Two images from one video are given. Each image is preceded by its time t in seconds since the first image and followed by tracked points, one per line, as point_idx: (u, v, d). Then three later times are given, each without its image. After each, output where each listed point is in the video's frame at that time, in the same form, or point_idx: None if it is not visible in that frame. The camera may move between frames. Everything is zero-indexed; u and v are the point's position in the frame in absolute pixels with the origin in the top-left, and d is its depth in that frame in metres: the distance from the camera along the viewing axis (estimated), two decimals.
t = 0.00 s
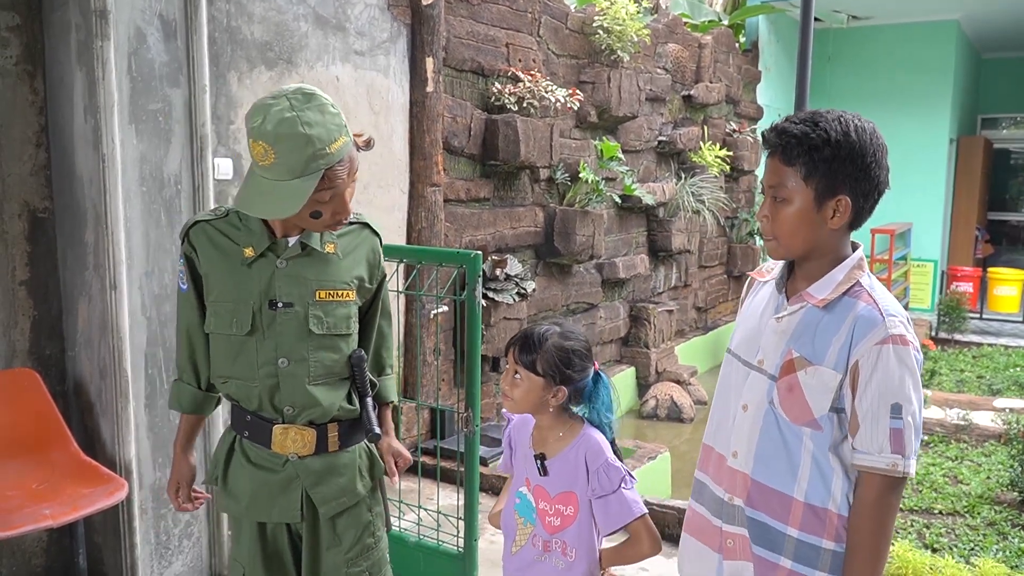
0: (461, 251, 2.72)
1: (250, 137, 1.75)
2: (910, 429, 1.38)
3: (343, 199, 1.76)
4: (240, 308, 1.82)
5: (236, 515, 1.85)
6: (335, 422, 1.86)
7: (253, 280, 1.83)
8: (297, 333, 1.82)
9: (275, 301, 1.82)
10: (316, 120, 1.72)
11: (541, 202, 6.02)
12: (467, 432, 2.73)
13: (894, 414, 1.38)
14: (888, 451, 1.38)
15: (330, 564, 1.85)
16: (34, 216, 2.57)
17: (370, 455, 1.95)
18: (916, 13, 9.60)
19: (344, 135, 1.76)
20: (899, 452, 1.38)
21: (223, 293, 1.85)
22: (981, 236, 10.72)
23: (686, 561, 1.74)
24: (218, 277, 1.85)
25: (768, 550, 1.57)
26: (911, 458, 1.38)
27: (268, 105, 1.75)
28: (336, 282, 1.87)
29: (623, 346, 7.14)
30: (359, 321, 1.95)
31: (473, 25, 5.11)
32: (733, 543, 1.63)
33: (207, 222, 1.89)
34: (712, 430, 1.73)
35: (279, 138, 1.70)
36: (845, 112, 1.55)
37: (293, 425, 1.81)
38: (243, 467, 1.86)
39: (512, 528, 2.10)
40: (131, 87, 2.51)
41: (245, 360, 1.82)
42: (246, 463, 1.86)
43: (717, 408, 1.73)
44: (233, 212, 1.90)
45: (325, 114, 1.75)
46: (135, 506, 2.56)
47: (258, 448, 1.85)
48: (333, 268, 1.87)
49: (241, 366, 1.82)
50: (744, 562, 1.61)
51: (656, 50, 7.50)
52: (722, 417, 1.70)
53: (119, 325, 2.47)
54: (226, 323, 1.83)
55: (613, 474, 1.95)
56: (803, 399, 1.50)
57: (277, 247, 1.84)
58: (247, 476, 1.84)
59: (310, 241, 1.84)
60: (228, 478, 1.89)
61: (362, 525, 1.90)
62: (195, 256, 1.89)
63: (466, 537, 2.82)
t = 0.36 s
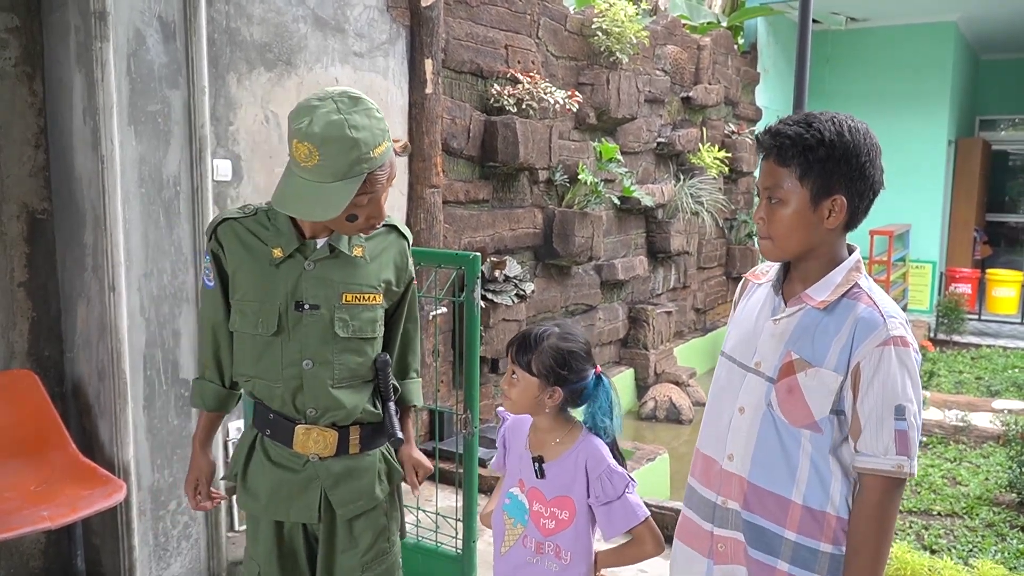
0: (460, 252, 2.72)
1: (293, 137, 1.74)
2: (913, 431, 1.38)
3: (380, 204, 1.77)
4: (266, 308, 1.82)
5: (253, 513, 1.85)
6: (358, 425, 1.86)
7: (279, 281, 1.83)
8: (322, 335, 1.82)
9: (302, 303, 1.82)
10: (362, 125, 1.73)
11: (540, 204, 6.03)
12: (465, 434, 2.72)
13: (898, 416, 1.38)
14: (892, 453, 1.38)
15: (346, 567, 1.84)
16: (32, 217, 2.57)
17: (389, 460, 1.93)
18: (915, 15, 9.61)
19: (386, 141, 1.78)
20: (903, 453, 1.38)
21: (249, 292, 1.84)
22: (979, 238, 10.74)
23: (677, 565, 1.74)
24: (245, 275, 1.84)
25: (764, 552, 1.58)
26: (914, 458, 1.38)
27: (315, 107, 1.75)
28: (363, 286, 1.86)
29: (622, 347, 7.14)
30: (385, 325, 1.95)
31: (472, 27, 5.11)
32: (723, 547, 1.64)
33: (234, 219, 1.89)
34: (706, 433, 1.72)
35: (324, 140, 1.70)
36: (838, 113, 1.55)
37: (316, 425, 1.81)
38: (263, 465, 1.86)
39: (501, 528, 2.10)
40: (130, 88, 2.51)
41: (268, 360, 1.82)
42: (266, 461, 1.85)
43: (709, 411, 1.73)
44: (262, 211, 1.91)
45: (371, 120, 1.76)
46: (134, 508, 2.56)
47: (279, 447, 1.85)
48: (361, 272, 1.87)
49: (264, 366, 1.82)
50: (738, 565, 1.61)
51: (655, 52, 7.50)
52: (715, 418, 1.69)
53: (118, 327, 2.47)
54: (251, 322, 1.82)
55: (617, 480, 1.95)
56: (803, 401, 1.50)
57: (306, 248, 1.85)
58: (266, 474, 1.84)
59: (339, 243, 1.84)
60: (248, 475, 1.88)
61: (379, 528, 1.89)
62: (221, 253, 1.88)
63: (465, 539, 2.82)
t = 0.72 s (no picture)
0: (460, 254, 2.72)
1: (303, 123, 1.73)
2: (909, 440, 1.37)
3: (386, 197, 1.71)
4: (280, 312, 1.82)
5: (263, 513, 1.85)
6: (374, 435, 1.83)
7: (293, 284, 1.82)
8: (334, 341, 1.80)
9: (315, 307, 1.82)
10: (371, 113, 1.69)
11: (539, 207, 6.04)
12: (463, 436, 2.71)
13: (894, 424, 1.37)
14: (887, 462, 1.38)
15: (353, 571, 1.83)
16: (31, 220, 2.57)
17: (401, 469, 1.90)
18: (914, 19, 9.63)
19: (395, 132, 1.73)
20: (898, 462, 1.37)
21: (264, 295, 1.84)
22: (978, 241, 10.75)
23: (679, 567, 1.74)
24: (260, 279, 1.84)
25: (761, 558, 1.58)
26: (908, 468, 1.37)
27: (325, 95, 1.73)
28: (375, 291, 1.83)
29: (621, 350, 7.15)
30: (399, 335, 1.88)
31: (472, 29, 5.12)
32: (724, 551, 1.64)
33: (250, 223, 1.89)
34: (708, 438, 1.73)
35: (331, 126, 1.67)
36: (837, 118, 1.55)
37: (329, 429, 1.79)
38: (274, 466, 1.86)
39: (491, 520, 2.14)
40: (129, 91, 2.51)
41: (282, 364, 1.82)
42: (278, 462, 1.85)
43: (712, 415, 1.73)
44: (277, 215, 1.90)
45: (382, 109, 1.72)
46: (132, 510, 2.56)
47: (292, 448, 1.85)
48: (372, 277, 1.83)
49: (278, 370, 1.82)
50: (737, 571, 1.61)
51: (654, 55, 7.51)
52: (718, 422, 1.70)
53: (117, 329, 2.47)
54: (266, 325, 1.83)
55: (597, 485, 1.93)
56: (801, 407, 1.50)
57: (320, 252, 1.84)
58: (278, 475, 1.84)
59: (352, 248, 1.82)
60: (259, 475, 1.88)
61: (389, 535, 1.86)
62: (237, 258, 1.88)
63: (463, 542, 2.81)
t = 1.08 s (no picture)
0: (460, 257, 2.72)
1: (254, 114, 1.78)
2: (916, 442, 1.38)
3: (333, 182, 1.71)
4: (264, 315, 1.83)
5: (260, 518, 1.87)
6: (364, 434, 1.83)
7: (274, 287, 1.83)
8: (317, 340, 1.80)
9: (295, 308, 1.82)
10: (309, 97, 1.71)
11: (539, 209, 6.05)
12: (463, 440, 2.72)
13: (900, 427, 1.38)
14: (893, 465, 1.38)
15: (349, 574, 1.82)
16: (32, 224, 2.58)
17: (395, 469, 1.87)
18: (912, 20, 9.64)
19: (339, 116, 1.73)
20: (905, 465, 1.38)
21: (250, 300, 1.86)
22: (978, 243, 10.75)
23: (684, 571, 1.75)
24: (246, 285, 1.87)
25: (767, 563, 1.58)
26: (916, 471, 1.38)
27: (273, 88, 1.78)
28: (355, 287, 1.81)
29: (620, 353, 7.15)
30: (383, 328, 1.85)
31: (471, 32, 5.13)
32: (729, 556, 1.64)
33: (235, 232, 1.92)
34: (711, 440, 1.73)
35: (271, 112, 1.71)
36: (850, 122, 1.56)
37: (319, 430, 1.80)
38: (269, 470, 1.87)
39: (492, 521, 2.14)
40: (129, 95, 2.51)
41: (269, 366, 1.83)
42: (273, 466, 1.87)
43: (715, 419, 1.74)
44: (260, 221, 1.92)
45: (321, 93, 1.73)
46: (132, 513, 2.56)
47: (286, 452, 1.86)
48: (350, 272, 1.82)
49: (265, 372, 1.84)
50: None
51: (653, 58, 7.52)
52: (719, 428, 1.71)
53: (117, 333, 2.48)
54: (252, 328, 1.84)
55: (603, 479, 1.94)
56: (807, 412, 1.50)
57: (298, 252, 1.83)
58: (272, 479, 1.85)
59: (326, 245, 1.81)
60: (257, 479, 1.89)
61: (383, 538, 1.86)
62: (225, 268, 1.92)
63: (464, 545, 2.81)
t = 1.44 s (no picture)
0: (459, 259, 2.72)
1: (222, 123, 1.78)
2: (920, 444, 1.38)
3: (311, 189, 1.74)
4: (234, 322, 1.83)
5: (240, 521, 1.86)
6: (340, 428, 1.85)
7: (242, 292, 1.83)
8: (288, 340, 1.81)
9: (265, 311, 1.82)
10: (283, 104, 1.74)
11: (539, 211, 6.05)
12: (463, 441, 2.72)
13: (905, 429, 1.38)
14: (897, 466, 1.38)
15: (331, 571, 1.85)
16: (32, 225, 2.58)
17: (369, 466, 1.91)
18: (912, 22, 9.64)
19: (311, 121, 1.77)
20: (909, 466, 1.38)
21: (217, 308, 1.85)
22: (978, 244, 10.75)
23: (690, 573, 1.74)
24: (211, 294, 1.85)
25: (772, 565, 1.58)
26: (920, 472, 1.38)
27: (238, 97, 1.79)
28: (322, 286, 1.85)
29: (621, 354, 7.15)
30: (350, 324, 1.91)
31: (471, 34, 5.14)
32: (734, 559, 1.64)
33: (192, 241, 1.89)
34: (715, 443, 1.73)
35: (248, 122, 1.72)
36: (858, 126, 1.54)
37: (296, 429, 1.81)
38: (247, 474, 1.87)
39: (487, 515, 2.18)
40: (129, 97, 2.51)
41: (242, 372, 1.83)
42: (250, 470, 1.86)
43: (719, 421, 1.73)
44: (217, 228, 1.90)
45: (292, 99, 1.77)
46: (132, 515, 2.56)
47: (260, 454, 1.85)
48: (316, 272, 1.85)
49: (240, 378, 1.83)
50: None
51: (653, 60, 7.53)
52: (722, 431, 1.70)
53: (117, 334, 2.48)
54: (220, 336, 1.83)
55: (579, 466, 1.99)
56: (811, 413, 1.50)
57: (263, 256, 1.84)
58: (250, 482, 1.85)
59: (291, 247, 1.83)
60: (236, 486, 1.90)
61: (362, 532, 1.88)
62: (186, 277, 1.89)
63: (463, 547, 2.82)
